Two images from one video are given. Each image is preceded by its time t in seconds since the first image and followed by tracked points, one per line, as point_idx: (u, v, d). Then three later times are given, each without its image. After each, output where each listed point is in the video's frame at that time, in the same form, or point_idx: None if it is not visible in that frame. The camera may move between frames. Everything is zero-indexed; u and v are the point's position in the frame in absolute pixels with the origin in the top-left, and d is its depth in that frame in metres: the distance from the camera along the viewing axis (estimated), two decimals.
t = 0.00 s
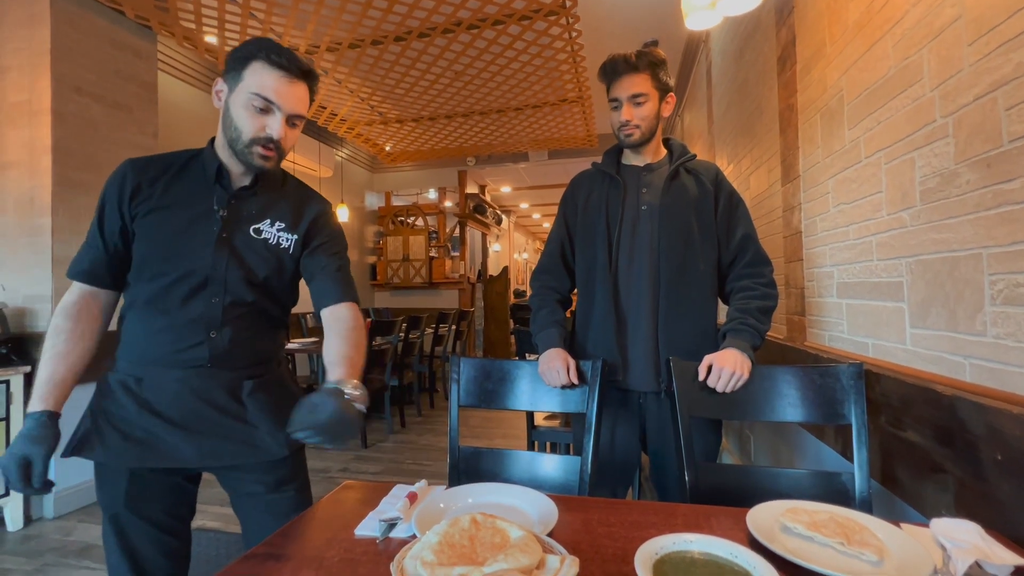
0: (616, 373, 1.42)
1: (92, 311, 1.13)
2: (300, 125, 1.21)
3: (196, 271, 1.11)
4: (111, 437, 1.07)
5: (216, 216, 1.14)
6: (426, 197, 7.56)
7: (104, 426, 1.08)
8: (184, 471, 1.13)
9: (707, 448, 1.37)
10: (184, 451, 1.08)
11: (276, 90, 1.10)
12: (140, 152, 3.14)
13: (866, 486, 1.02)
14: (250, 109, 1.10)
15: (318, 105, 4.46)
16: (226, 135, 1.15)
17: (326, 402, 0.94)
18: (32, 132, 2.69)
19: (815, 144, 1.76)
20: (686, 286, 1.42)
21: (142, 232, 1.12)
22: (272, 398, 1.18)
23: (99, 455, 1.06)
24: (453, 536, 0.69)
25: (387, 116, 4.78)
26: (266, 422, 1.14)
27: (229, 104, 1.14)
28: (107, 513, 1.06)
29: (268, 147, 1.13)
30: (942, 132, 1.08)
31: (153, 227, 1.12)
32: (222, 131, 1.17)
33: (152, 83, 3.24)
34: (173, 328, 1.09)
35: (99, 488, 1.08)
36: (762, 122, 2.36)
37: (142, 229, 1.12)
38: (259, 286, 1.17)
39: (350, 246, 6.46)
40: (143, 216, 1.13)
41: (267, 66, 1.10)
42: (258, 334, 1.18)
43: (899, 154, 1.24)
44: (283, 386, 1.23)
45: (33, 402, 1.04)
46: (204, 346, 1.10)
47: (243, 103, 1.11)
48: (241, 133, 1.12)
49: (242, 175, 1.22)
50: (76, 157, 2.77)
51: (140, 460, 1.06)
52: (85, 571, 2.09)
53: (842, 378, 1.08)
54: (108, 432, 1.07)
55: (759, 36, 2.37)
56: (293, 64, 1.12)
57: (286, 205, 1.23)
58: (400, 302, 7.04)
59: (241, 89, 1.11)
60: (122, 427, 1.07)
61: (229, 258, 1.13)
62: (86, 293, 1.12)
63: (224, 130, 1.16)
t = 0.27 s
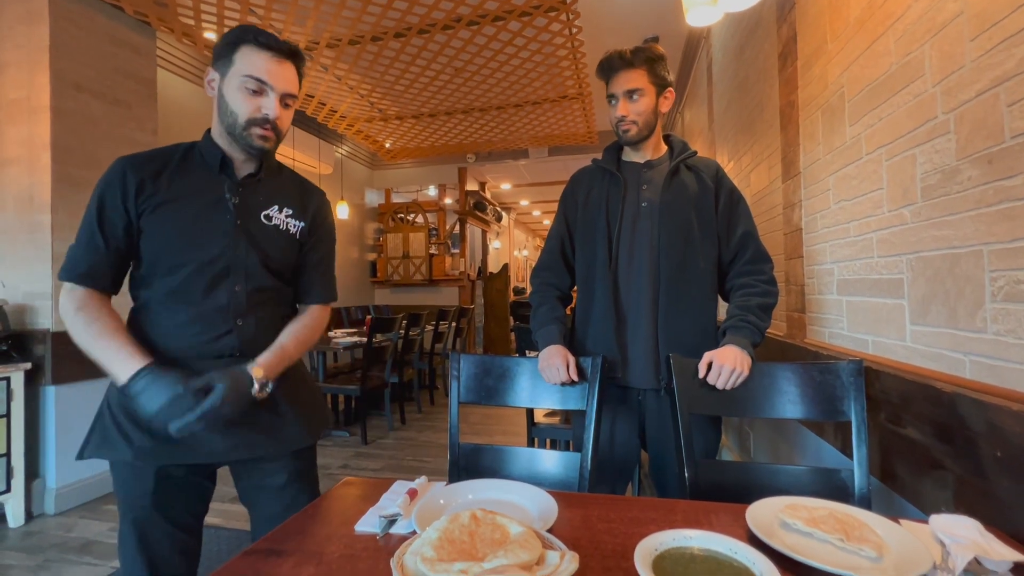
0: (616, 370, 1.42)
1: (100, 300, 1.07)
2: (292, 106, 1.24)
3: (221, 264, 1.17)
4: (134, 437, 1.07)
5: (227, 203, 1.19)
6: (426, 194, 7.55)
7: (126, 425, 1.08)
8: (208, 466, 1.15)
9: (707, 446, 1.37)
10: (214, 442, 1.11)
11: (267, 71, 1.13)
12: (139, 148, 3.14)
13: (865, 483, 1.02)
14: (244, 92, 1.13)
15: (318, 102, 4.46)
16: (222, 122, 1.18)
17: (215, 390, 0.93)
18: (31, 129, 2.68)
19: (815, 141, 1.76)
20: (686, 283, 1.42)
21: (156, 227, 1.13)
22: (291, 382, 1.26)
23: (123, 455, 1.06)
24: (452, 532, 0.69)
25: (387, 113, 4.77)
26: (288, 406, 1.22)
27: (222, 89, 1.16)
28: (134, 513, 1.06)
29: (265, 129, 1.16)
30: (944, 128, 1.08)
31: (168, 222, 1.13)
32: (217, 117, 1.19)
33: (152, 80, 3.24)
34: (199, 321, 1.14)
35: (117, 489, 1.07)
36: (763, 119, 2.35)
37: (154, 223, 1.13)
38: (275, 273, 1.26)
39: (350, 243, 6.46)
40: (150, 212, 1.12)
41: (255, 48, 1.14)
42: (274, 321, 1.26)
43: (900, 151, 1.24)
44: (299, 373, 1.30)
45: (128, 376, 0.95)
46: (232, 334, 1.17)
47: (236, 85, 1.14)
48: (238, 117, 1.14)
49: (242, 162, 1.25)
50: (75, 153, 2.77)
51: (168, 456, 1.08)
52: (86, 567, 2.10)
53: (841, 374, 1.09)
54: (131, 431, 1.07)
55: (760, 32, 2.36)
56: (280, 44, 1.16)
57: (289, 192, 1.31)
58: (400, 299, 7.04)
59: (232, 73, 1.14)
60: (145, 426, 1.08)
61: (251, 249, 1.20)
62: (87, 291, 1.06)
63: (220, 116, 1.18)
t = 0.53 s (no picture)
0: (615, 367, 1.43)
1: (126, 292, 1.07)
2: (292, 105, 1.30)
3: (246, 259, 1.22)
4: (162, 434, 1.07)
5: (244, 198, 1.25)
6: (426, 191, 7.54)
7: (148, 423, 1.08)
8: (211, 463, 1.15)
9: (706, 442, 1.38)
10: (239, 436, 1.14)
11: (268, 70, 1.20)
12: (138, 145, 3.13)
13: (864, 480, 1.02)
14: (247, 91, 1.19)
15: (318, 98, 4.44)
16: (226, 121, 1.23)
17: (279, 353, 1.05)
18: (29, 126, 2.67)
19: (816, 137, 1.75)
20: (686, 279, 1.42)
21: (177, 225, 1.15)
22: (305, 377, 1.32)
23: (147, 452, 1.06)
24: (452, 528, 0.69)
25: (387, 109, 4.76)
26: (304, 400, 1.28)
27: (224, 89, 1.22)
28: (158, 510, 1.06)
29: (268, 126, 1.21)
30: (945, 124, 1.08)
31: (189, 220, 1.16)
32: (220, 117, 1.24)
33: (150, 77, 3.23)
34: (225, 316, 1.17)
35: (138, 489, 1.06)
36: (764, 115, 2.35)
37: (173, 221, 1.15)
38: (293, 264, 1.33)
39: (350, 240, 6.45)
40: (168, 210, 1.15)
41: (255, 49, 1.20)
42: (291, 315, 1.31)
43: (900, 147, 1.24)
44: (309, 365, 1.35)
45: (204, 348, 1.04)
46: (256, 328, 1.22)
47: (239, 85, 1.19)
48: (242, 116, 1.20)
49: (248, 159, 1.30)
50: (73, 150, 2.76)
51: (195, 451, 1.09)
52: (87, 564, 2.10)
53: (840, 370, 1.09)
54: (154, 428, 1.07)
55: (761, 27, 2.34)
56: (278, 45, 1.23)
57: (295, 188, 1.37)
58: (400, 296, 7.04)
59: (233, 75, 1.20)
60: (171, 422, 1.09)
61: (275, 244, 1.28)
62: (113, 288, 1.04)
63: (223, 116, 1.24)
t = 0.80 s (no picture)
0: (615, 366, 1.43)
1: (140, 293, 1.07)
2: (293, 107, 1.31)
3: (259, 258, 1.23)
4: (184, 432, 1.07)
5: (253, 199, 1.25)
6: (425, 190, 7.53)
7: (170, 421, 1.08)
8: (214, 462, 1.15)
9: (706, 441, 1.38)
10: (259, 431, 1.15)
11: (269, 73, 1.21)
12: (137, 145, 3.13)
13: (863, 479, 1.02)
14: (249, 95, 1.20)
15: (318, 97, 4.43)
16: (230, 124, 1.24)
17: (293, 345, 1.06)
18: (28, 125, 2.67)
19: (815, 136, 1.75)
20: (685, 278, 1.42)
21: (190, 225, 1.15)
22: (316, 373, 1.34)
23: (171, 451, 1.06)
24: (451, 528, 0.69)
25: (386, 108, 4.75)
26: (317, 395, 1.31)
27: (226, 91, 1.22)
28: (183, 507, 1.07)
29: (272, 127, 1.23)
30: (944, 123, 1.08)
31: (201, 220, 1.16)
32: (223, 119, 1.25)
33: (149, 76, 3.22)
34: (243, 314, 1.18)
35: (162, 487, 1.07)
36: (763, 114, 2.35)
37: (185, 221, 1.14)
38: (298, 263, 1.34)
39: (349, 239, 6.45)
40: (179, 211, 1.14)
41: (256, 53, 1.21)
42: (301, 312, 1.32)
43: (900, 146, 1.24)
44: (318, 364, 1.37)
45: (219, 344, 1.04)
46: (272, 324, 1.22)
47: (242, 88, 1.20)
48: (246, 118, 1.20)
49: (252, 161, 1.31)
50: (72, 150, 2.76)
51: (218, 448, 1.10)
52: (87, 563, 2.11)
53: (839, 369, 1.09)
54: (176, 427, 1.07)
55: (760, 26, 2.34)
56: (279, 49, 1.24)
57: (296, 188, 1.39)
58: (400, 295, 7.04)
59: (235, 79, 1.20)
60: (192, 420, 1.09)
61: (284, 242, 1.29)
62: (123, 289, 1.04)
63: (226, 119, 1.24)
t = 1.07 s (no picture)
0: (614, 365, 1.43)
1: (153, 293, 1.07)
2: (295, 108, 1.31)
3: (267, 258, 1.23)
4: (196, 430, 1.07)
5: (260, 201, 1.25)
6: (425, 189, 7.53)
7: (183, 420, 1.08)
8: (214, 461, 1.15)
9: (705, 440, 1.38)
10: (270, 430, 1.16)
11: (270, 75, 1.21)
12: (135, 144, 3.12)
13: (862, 477, 1.02)
14: (251, 97, 1.20)
15: (317, 96, 4.42)
16: (233, 126, 1.24)
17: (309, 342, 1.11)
18: (27, 125, 2.67)
19: (814, 135, 1.75)
20: (684, 277, 1.42)
21: (199, 224, 1.15)
22: (323, 372, 1.35)
23: (184, 450, 1.06)
24: (451, 527, 0.69)
25: (386, 107, 4.74)
26: (325, 394, 1.32)
27: (229, 94, 1.22)
28: (195, 505, 1.07)
29: (274, 129, 1.23)
30: (943, 122, 1.08)
31: (210, 220, 1.16)
32: (226, 122, 1.26)
33: (148, 75, 3.22)
34: (253, 313, 1.18)
35: (174, 485, 1.07)
36: (762, 113, 2.35)
37: (195, 221, 1.14)
38: (303, 263, 1.34)
39: (349, 238, 6.45)
40: (189, 212, 1.14)
41: (257, 55, 1.21)
42: (306, 312, 1.33)
43: (899, 145, 1.24)
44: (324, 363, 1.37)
45: (235, 345, 1.05)
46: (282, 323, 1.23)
47: (244, 90, 1.20)
48: (248, 120, 1.21)
49: (256, 163, 1.31)
50: (71, 149, 2.76)
51: (229, 447, 1.10)
52: (88, 562, 2.11)
53: (838, 368, 1.09)
54: (189, 425, 1.08)
55: (759, 25, 2.34)
56: (278, 51, 1.24)
57: (297, 187, 1.39)
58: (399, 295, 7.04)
59: (237, 81, 1.21)
60: (205, 418, 1.09)
61: (291, 243, 1.30)
62: (135, 288, 1.04)
63: (229, 121, 1.25)
